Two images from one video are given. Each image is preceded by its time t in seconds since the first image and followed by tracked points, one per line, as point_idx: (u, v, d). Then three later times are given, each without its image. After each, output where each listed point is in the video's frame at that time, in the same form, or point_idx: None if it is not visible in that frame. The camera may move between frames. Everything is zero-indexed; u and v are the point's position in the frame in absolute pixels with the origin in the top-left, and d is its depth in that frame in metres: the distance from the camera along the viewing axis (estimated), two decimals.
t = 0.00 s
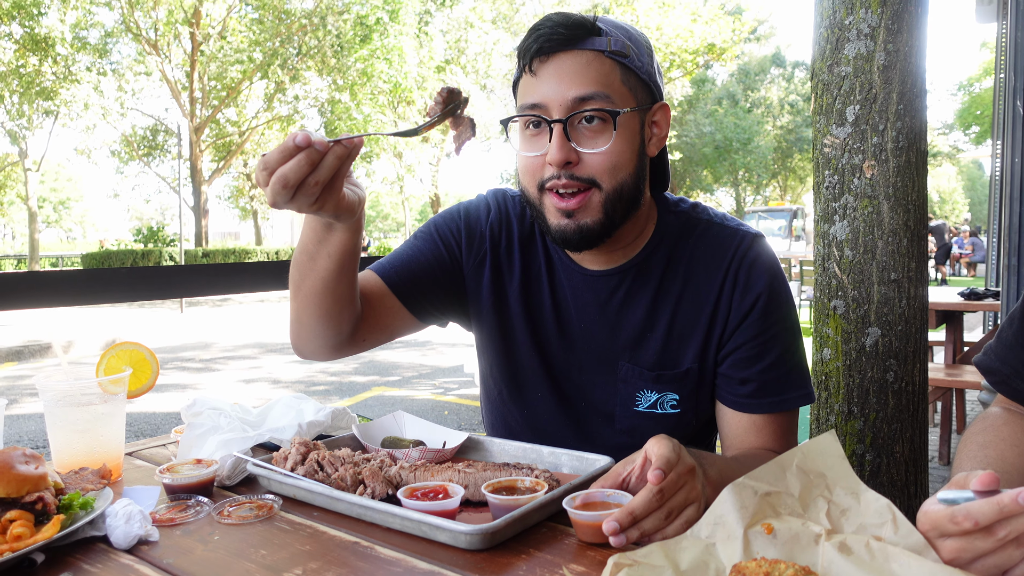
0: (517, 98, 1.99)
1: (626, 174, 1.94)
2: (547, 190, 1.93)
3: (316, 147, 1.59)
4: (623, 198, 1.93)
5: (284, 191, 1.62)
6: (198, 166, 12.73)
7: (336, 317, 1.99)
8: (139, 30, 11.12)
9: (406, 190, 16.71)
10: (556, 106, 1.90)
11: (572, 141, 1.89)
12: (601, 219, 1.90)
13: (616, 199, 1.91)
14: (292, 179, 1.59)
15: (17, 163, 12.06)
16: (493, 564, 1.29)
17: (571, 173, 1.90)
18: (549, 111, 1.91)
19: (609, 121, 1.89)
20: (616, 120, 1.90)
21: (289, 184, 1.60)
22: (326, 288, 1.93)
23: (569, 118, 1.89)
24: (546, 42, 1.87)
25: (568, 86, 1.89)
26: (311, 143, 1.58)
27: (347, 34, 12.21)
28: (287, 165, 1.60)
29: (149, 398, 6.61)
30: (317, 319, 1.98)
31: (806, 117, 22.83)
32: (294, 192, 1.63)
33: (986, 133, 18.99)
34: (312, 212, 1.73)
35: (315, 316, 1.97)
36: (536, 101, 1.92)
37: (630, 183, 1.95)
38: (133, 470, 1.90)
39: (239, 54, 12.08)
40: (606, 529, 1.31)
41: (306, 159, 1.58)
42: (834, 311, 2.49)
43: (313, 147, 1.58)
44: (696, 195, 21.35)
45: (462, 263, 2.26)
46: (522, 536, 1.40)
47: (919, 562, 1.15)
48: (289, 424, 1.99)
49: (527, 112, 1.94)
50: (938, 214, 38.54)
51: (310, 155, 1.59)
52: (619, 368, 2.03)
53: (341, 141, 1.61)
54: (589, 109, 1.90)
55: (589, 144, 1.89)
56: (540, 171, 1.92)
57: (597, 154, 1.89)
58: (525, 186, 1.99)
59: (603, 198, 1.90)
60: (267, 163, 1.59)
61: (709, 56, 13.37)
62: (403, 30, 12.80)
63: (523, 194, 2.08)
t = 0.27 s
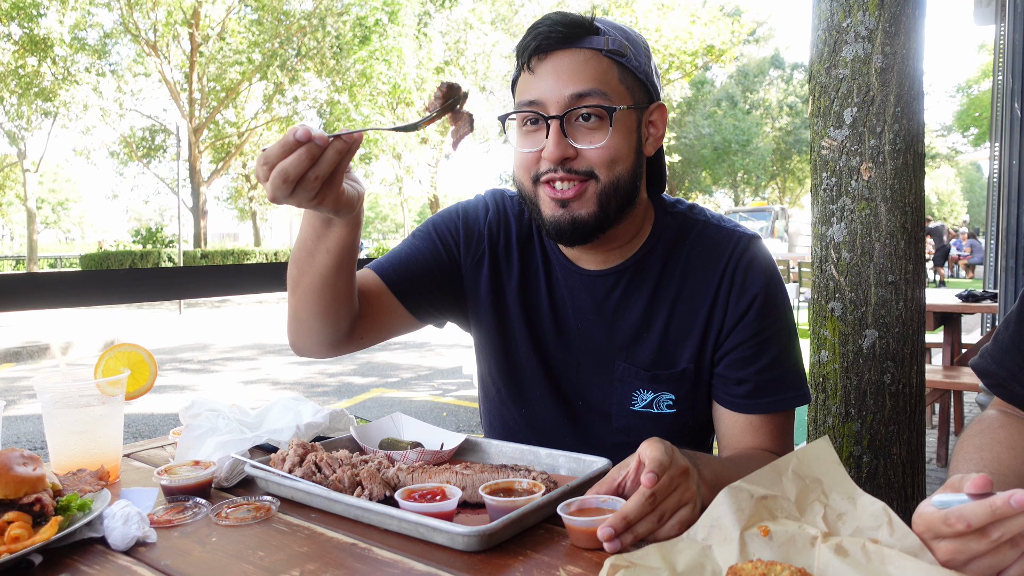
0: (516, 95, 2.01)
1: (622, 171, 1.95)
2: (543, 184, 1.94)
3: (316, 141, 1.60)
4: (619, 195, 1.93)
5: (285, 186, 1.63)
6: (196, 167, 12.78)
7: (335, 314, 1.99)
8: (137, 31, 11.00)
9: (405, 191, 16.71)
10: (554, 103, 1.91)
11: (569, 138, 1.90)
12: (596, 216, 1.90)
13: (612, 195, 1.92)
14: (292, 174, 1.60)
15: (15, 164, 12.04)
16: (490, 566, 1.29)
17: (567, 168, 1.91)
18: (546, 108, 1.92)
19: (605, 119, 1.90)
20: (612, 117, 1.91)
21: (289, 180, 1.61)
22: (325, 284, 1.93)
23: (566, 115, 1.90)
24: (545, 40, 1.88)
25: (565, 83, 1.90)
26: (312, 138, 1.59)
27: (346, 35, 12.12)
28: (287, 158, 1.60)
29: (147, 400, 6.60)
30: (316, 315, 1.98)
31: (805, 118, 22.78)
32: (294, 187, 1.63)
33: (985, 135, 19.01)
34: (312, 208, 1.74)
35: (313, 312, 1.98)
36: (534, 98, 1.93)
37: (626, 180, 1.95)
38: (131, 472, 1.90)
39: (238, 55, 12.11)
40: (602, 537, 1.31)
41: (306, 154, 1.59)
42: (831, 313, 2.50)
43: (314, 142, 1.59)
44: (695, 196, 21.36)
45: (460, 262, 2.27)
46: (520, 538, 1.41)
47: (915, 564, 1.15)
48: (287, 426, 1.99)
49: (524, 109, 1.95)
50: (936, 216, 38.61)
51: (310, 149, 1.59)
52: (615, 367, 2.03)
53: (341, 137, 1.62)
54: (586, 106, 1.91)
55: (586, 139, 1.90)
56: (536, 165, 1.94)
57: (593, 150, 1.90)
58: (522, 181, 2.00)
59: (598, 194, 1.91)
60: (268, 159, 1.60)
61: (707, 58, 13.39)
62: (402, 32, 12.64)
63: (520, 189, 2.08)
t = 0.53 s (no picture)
0: (522, 91, 2.02)
1: (626, 168, 1.94)
2: (545, 178, 1.94)
3: (322, 128, 1.60)
4: (622, 191, 1.93)
5: (291, 172, 1.63)
6: (200, 166, 12.81)
7: (338, 305, 1.99)
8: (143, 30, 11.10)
9: (409, 192, 16.71)
10: (559, 98, 1.91)
11: (573, 133, 1.91)
12: (598, 211, 1.90)
13: (615, 191, 1.92)
14: (298, 160, 1.60)
15: (20, 163, 12.07)
16: (493, 565, 1.29)
17: (570, 163, 1.91)
18: (551, 103, 1.92)
19: (610, 115, 1.90)
20: (617, 114, 1.91)
21: (296, 165, 1.61)
22: (329, 274, 1.94)
23: (571, 110, 1.91)
24: (552, 36, 1.90)
25: (571, 80, 1.91)
26: (318, 124, 1.59)
27: (350, 35, 12.27)
28: (293, 144, 1.60)
29: (151, 398, 6.62)
30: (320, 307, 1.99)
31: (811, 120, 22.37)
32: (300, 172, 1.64)
33: (990, 137, 18.94)
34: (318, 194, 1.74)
35: (317, 303, 1.98)
36: (540, 92, 1.93)
37: (629, 177, 1.95)
38: (136, 470, 1.91)
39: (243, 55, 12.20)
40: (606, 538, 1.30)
41: (313, 140, 1.59)
42: (834, 315, 2.50)
43: (320, 128, 1.59)
44: (698, 198, 21.33)
45: (465, 258, 2.28)
46: (522, 537, 1.41)
47: (918, 565, 1.15)
48: (291, 425, 2.00)
49: (529, 104, 1.96)
50: (940, 218, 38.50)
51: (316, 135, 1.59)
52: (618, 366, 2.03)
53: (348, 123, 1.62)
54: (590, 103, 1.91)
55: (590, 135, 1.90)
56: (539, 160, 1.94)
57: (596, 146, 1.90)
58: (524, 175, 2.00)
59: (600, 190, 1.91)
60: (274, 144, 1.59)
61: (712, 59, 13.35)
62: (405, 32, 12.59)
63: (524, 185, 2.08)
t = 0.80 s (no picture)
0: (528, 87, 2.03)
1: (630, 166, 1.95)
2: (549, 174, 1.95)
3: (323, 123, 1.60)
4: (624, 189, 1.93)
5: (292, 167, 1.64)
6: (202, 167, 12.84)
7: (340, 299, 2.00)
8: (145, 31, 11.22)
9: (410, 192, 16.72)
10: (564, 94, 1.92)
11: (577, 129, 1.92)
12: (600, 208, 1.91)
13: (617, 188, 1.92)
14: (299, 155, 1.61)
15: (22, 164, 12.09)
16: (494, 565, 1.30)
17: (574, 159, 1.92)
18: (556, 99, 1.93)
19: (615, 112, 1.91)
20: (622, 112, 1.91)
21: (296, 160, 1.61)
22: (331, 269, 1.95)
23: (576, 106, 1.92)
24: (559, 32, 1.90)
25: (577, 76, 1.92)
26: (317, 119, 1.59)
27: (352, 36, 12.24)
28: (295, 140, 1.61)
29: (153, 399, 6.63)
30: (322, 301, 2.00)
31: (811, 120, 22.58)
32: (302, 167, 1.65)
33: (992, 138, 18.91)
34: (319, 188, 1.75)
35: (318, 297, 1.99)
36: (546, 88, 1.94)
37: (633, 174, 1.96)
38: (138, 470, 1.91)
39: (245, 56, 12.20)
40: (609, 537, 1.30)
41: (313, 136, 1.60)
42: (836, 316, 2.50)
43: (319, 123, 1.59)
44: (700, 198, 21.32)
45: (467, 255, 2.28)
46: (524, 537, 1.41)
47: (918, 566, 1.16)
48: (292, 425, 2.00)
49: (535, 99, 1.97)
50: (943, 218, 38.41)
51: (318, 130, 1.60)
52: (618, 365, 2.04)
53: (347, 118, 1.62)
54: (596, 100, 1.92)
55: (593, 132, 1.92)
56: (543, 155, 1.95)
57: (600, 142, 1.91)
58: (527, 171, 2.02)
59: (603, 186, 1.92)
60: (275, 140, 1.61)
61: (714, 59, 13.30)
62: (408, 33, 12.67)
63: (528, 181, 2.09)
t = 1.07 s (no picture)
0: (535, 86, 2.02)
1: (637, 169, 1.95)
2: (555, 175, 1.96)
3: (324, 130, 1.61)
4: (631, 191, 1.94)
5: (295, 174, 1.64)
6: (205, 170, 12.86)
7: (341, 302, 2.00)
8: (148, 34, 11.26)
9: (412, 195, 16.74)
10: (573, 94, 1.92)
11: (584, 129, 1.92)
12: (607, 210, 1.91)
13: (624, 190, 1.92)
14: (301, 162, 1.61)
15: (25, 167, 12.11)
16: (496, 569, 1.30)
17: (581, 159, 1.92)
18: (564, 99, 1.93)
19: (623, 114, 1.91)
20: (631, 114, 1.92)
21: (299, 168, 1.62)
22: (333, 272, 1.95)
23: (584, 107, 1.91)
24: (569, 32, 1.90)
25: (587, 76, 1.92)
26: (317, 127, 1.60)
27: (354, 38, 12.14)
28: (296, 147, 1.62)
29: (156, 401, 6.65)
30: (323, 304, 1.99)
31: (813, 122, 22.62)
32: (303, 174, 1.65)
33: (994, 140, 18.89)
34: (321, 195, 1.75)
35: (320, 299, 1.99)
36: (554, 88, 1.94)
37: (639, 176, 1.96)
38: (140, 474, 1.91)
39: (247, 59, 12.20)
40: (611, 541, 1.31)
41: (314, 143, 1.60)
42: (838, 319, 2.50)
43: (319, 130, 1.60)
44: (702, 201, 21.31)
45: (469, 257, 2.28)
46: (526, 541, 1.41)
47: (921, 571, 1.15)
48: (295, 429, 2.00)
49: (542, 98, 1.97)
50: (946, 221, 38.36)
51: (318, 138, 1.61)
52: (619, 369, 2.04)
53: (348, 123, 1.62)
54: (603, 100, 1.92)
55: (601, 133, 1.91)
56: (549, 155, 1.95)
57: (606, 144, 1.91)
58: (533, 169, 2.01)
59: (610, 189, 1.92)
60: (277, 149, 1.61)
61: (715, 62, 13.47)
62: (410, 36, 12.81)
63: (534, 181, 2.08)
